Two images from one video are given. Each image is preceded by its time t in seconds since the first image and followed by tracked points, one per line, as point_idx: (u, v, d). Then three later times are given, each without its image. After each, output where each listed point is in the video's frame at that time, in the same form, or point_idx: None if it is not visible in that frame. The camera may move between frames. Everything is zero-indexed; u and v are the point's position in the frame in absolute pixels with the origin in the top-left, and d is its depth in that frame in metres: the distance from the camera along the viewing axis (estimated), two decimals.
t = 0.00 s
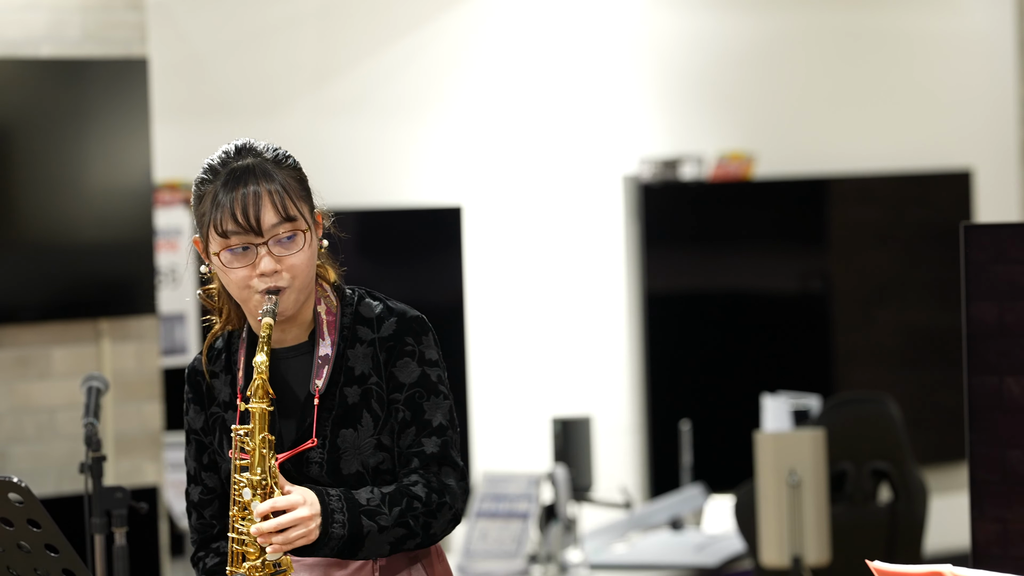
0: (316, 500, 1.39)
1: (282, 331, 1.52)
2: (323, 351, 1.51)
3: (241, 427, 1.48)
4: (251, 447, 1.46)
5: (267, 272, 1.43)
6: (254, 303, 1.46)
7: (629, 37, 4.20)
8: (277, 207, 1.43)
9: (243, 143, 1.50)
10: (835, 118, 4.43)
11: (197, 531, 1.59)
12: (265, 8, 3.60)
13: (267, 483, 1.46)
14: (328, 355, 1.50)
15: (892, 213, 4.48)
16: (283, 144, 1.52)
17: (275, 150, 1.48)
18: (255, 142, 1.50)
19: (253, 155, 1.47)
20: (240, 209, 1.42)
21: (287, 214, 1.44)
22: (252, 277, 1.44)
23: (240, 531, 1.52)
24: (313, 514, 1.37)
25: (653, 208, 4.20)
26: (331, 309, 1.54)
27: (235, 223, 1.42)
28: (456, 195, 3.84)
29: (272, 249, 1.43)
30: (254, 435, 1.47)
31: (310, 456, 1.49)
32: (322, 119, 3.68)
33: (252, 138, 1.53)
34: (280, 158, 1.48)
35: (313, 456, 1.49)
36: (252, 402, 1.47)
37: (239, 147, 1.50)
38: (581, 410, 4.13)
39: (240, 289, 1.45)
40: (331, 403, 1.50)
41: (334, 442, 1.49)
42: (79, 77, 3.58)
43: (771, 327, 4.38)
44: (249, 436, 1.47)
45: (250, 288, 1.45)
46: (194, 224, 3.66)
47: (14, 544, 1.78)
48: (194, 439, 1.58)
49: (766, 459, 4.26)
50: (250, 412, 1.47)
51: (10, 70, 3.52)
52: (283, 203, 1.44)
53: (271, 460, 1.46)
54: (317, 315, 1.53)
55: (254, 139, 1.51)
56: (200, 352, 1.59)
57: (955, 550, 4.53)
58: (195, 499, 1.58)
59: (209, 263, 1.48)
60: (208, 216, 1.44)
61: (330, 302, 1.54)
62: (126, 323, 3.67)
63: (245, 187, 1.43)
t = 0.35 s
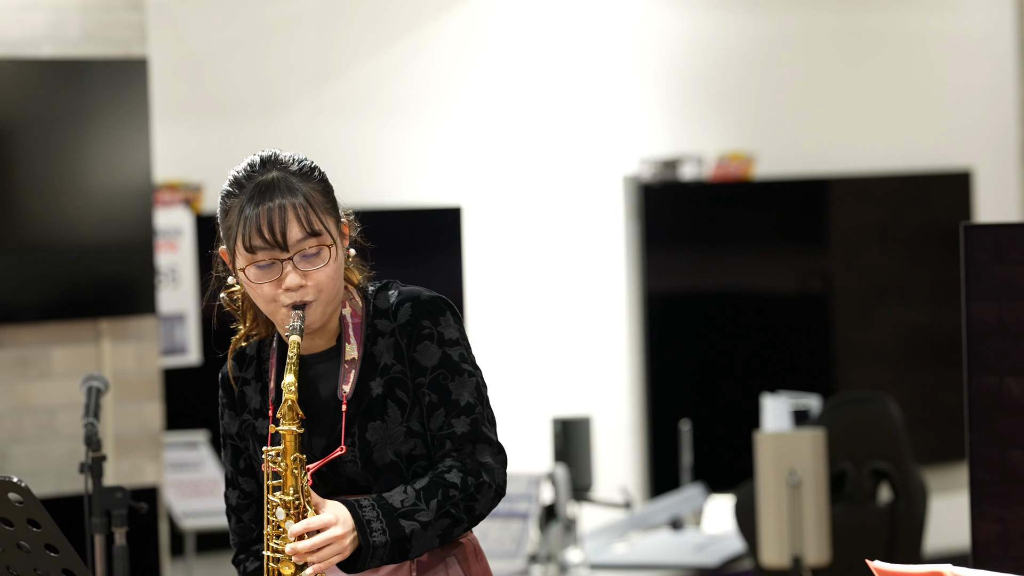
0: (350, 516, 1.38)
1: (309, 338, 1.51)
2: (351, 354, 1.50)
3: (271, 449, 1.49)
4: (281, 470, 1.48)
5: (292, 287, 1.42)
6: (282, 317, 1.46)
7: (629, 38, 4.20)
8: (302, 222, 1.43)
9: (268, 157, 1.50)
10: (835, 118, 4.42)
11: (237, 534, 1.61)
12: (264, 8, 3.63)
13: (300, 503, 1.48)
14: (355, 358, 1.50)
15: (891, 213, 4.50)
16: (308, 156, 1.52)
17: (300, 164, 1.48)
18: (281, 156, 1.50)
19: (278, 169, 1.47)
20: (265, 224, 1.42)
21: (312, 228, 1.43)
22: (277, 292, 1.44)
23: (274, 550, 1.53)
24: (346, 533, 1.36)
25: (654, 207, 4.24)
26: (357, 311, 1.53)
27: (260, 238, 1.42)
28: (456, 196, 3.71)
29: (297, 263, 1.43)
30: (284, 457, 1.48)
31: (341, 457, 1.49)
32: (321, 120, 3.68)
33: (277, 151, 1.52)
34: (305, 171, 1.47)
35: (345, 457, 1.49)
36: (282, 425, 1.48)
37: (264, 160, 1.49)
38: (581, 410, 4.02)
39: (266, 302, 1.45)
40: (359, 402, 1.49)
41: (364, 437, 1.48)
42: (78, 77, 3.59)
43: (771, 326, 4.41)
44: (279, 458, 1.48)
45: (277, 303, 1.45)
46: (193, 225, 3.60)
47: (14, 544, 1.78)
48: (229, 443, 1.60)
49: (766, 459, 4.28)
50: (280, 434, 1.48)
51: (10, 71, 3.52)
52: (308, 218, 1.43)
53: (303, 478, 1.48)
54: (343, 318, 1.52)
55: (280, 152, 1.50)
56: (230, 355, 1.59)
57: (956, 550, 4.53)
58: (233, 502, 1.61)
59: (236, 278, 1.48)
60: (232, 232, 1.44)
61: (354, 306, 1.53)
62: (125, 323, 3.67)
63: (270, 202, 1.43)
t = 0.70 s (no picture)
0: (351, 516, 1.37)
1: (336, 339, 1.50)
2: (376, 358, 1.50)
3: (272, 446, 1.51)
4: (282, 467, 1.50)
5: (309, 286, 1.42)
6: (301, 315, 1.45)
7: (629, 38, 4.20)
8: (321, 221, 1.42)
9: (294, 155, 1.49)
10: (835, 118, 4.41)
11: (262, 530, 1.60)
12: (265, 8, 3.64)
13: (301, 502, 1.50)
14: (382, 362, 1.50)
15: (892, 213, 4.50)
16: (336, 155, 1.50)
17: (324, 163, 1.47)
18: (307, 154, 1.49)
19: (301, 168, 1.46)
20: (284, 223, 1.42)
21: (332, 228, 1.42)
22: (296, 291, 1.43)
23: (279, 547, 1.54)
24: (345, 533, 1.36)
25: (653, 207, 4.24)
26: (386, 316, 1.53)
27: (278, 236, 1.42)
28: (456, 195, 3.71)
29: (315, 262, 1.42)
30: (286, 455, 1.50)
31: (365, 460, 1.49)
32: (319, 119, 3.68)
33: (304, 149, 1.51)
34: (329, 170, 1.47)
35: (369, 460, 1.49)
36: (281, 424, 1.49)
37: (290, 158, 1.49)
38: (581, 410, 4.03)
39: (287, 300, 1.45)
40: (383, 406, 1.49)
41: (386, 442, 1.48)
42: (79, 77, 3.58)
43: (771, 326, 4.42)
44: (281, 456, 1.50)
45: (295, 302, 1.44)
46: (192, 224, 3.61)
47: (14, 544, 1.78)
48: (256, 440, 1.59)
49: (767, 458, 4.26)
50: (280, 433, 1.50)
51: (11, 70, 3.52)
52: (327, 218, 1.42)
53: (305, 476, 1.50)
54: (372, 323, 1.52)
55: (306, 150, 1.50)
56: (258, 352, 1.59)
57: (955, 549, 4.53)
58: (260, 498, 1.60)
59: (257, 275, 1.48)
60: (253, 230, 1.44)
61: (383, 309, 1.54)
62: (126, 323, 3.67)
63: (290, 201, 1.43)
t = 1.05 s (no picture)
0: (382, 497, 1.38)
1: (354, 326, 1.53)
2: (396, 350, 1.51)
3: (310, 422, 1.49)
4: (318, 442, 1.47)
5: (348, 271, 1.44)
6: (332, 299, 1.48)
7: (630, 39, 4.19)
8: (364, 207, 1.45)
9: (333, 141, 1.52)
10: (836, 118, 4.41)
11: (261, 522, 1.60)
12: (265, 9, 3.64)
13: (334, 480, 1.46)
14: (400, 354, 1.51)
15: (892, 213, 4.51)
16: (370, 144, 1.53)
17: (365, 151, 1.50)
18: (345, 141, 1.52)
19: (343, 154, 1.49)
20: (328, 206, 1.44)
21: (374, 215, 1.45)
22: (332, 274, 1.46)
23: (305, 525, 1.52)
24: (377, 513, 1.37)
25: (653, 208, 4.24)
26: (403, 309, 1.54)
27: (321, 219, 1.44)
28: (456, 196, 3.69)
29: (355, 247, 1.45)
30: (324, 430, 1.47)
31: (374, 452, 1.48)
32: (320, 119, 3.68)
33: (338, 137, 1.54)
34: (370, 158, 1.50)
35: (378, 451, 1.48)
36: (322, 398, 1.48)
37: (329, 144, 1.51)
38: (580, 411, 3.97)
39: (319, 284, 1.47)
40: (397, 399, 1.49)
41: (398, 436, 1.48)
42: (79, 77, 3.60)
43: (771, 326, 4.41)
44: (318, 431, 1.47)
45: (330, 285, 1.46)
46: (193, 225, 3.60)
47: (14, 544, 1.77)
48: (258, 431, 1.59)
49: (766, 456, 4.34)
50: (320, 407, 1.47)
51: (11, 71, 3.52)
52: (370, 204, 1.45)
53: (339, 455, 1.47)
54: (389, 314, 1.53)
55: (344, 138, 1.53)
56: (269, 344, 1.60)
57: (955, 550, 4.53)
58: (260, 490, 1.59)
59: (290, 257, 1.50)
60: (294, 211, 1.46)
61: (402, 303, 1.55)
62: (125, 323, 3.67)
63: (334, 185, 1.45)
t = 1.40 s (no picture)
0: (394, 498, 1.39)
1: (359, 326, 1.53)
2: (403, 350, 1.51)
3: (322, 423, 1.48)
4: (330, 444, 1.46)
5: (354, 272, 1.44)
6: (337, 300, 1.48)
7: (630, 39, 4.19)
8: (371, 209, 1.45)
9: (340, 141, 1.51)
10: (836, 118, 4.41)
11: (261, 520, 1.60)
12: (264, 8, 3.64)
13: (345, 482, 1.46)
14: (408, 355, 1.50)
15: (891, 213, 4.51)
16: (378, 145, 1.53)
17: (372, 152, 1.50)
18: (352, 141, 1.52)
19: (350, 154, 1.49)
20: (335, 207, 1.44)
21: (380, 217, 1.45)
22: (338, 275, 1.46)
23: (315, 527, 1.52)
24: (389, 513, 1.37)
25: (653, 208, 4.25)
26: (409, 310, 1.55)
27: (328, 220, 1.44)
28: (456, 195, 3.64)
29: (361, 249, 1.45)
30: (335, 431, 1.47)
31: (379, 453, 1.48)
32: (320, 119, 3.68)
33: (347, 137, 1.53)
34: (377, 159, 1.49)
35: (381, 452, 1.48)
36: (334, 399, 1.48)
37: (336, 144, 1.51)
38: (581, 410, 3.96)
39: (324, 284, 1.47)
40: (404, 401, 1.49)
41: (403, 438, 1.48)
42: (79, 77, 3.60)
43: (771, 326, 4.41)
44: (329, 432, 1.47)
45: (335, 286, 1.46)
46: (195, 226, 3.59)
47: (14, 544, 1.77)
48: (259, 429, 1.59)
49: (767, 456, 4.35)
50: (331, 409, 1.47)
51: (11, 71, 3.53)
52: (377, 205, 1.45)
53: (349, 458, 1.46)
54: (395, 315, 1.53)
55: (351, 138, 1.52)
56: (272, 342, 1.60)
57: (955, 550, 4.52)
58: (260, 488, 1.60)
59: (296, 256, 1.50)
60: (300, 211, 1.46)
61: (407, 303, 1.55)
62: (125, 323, 3.67)
63: (342, 186, 1.45)
